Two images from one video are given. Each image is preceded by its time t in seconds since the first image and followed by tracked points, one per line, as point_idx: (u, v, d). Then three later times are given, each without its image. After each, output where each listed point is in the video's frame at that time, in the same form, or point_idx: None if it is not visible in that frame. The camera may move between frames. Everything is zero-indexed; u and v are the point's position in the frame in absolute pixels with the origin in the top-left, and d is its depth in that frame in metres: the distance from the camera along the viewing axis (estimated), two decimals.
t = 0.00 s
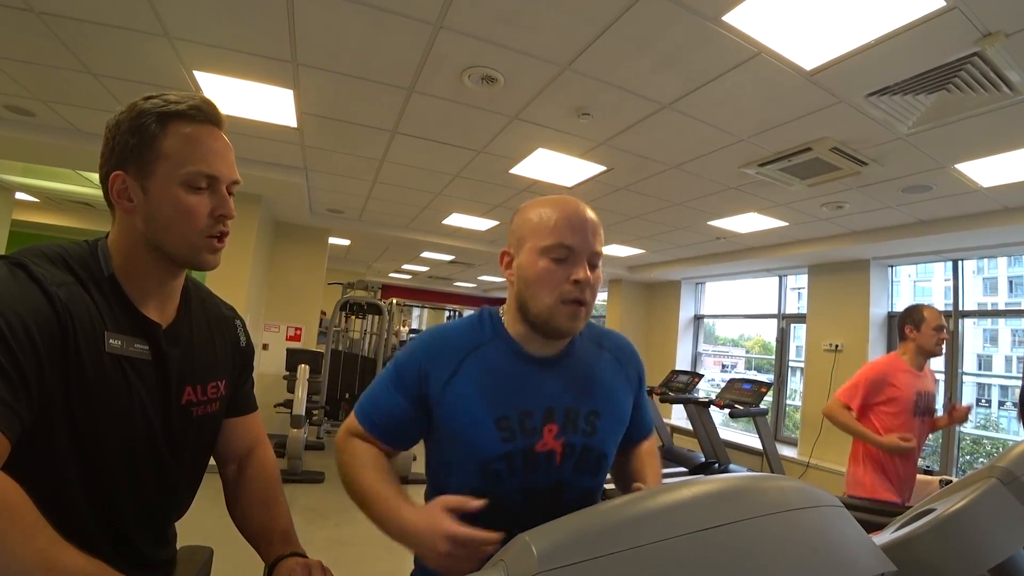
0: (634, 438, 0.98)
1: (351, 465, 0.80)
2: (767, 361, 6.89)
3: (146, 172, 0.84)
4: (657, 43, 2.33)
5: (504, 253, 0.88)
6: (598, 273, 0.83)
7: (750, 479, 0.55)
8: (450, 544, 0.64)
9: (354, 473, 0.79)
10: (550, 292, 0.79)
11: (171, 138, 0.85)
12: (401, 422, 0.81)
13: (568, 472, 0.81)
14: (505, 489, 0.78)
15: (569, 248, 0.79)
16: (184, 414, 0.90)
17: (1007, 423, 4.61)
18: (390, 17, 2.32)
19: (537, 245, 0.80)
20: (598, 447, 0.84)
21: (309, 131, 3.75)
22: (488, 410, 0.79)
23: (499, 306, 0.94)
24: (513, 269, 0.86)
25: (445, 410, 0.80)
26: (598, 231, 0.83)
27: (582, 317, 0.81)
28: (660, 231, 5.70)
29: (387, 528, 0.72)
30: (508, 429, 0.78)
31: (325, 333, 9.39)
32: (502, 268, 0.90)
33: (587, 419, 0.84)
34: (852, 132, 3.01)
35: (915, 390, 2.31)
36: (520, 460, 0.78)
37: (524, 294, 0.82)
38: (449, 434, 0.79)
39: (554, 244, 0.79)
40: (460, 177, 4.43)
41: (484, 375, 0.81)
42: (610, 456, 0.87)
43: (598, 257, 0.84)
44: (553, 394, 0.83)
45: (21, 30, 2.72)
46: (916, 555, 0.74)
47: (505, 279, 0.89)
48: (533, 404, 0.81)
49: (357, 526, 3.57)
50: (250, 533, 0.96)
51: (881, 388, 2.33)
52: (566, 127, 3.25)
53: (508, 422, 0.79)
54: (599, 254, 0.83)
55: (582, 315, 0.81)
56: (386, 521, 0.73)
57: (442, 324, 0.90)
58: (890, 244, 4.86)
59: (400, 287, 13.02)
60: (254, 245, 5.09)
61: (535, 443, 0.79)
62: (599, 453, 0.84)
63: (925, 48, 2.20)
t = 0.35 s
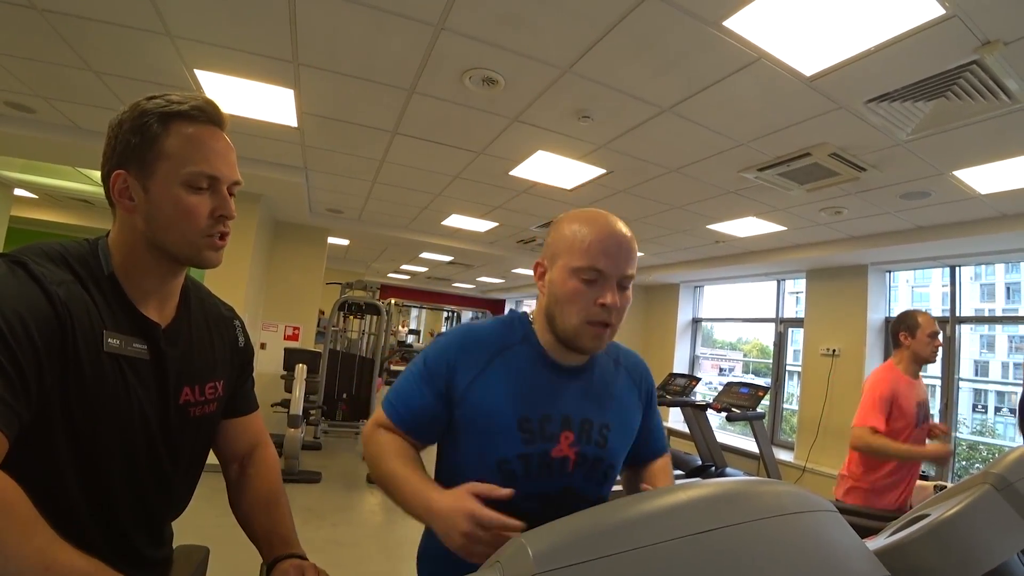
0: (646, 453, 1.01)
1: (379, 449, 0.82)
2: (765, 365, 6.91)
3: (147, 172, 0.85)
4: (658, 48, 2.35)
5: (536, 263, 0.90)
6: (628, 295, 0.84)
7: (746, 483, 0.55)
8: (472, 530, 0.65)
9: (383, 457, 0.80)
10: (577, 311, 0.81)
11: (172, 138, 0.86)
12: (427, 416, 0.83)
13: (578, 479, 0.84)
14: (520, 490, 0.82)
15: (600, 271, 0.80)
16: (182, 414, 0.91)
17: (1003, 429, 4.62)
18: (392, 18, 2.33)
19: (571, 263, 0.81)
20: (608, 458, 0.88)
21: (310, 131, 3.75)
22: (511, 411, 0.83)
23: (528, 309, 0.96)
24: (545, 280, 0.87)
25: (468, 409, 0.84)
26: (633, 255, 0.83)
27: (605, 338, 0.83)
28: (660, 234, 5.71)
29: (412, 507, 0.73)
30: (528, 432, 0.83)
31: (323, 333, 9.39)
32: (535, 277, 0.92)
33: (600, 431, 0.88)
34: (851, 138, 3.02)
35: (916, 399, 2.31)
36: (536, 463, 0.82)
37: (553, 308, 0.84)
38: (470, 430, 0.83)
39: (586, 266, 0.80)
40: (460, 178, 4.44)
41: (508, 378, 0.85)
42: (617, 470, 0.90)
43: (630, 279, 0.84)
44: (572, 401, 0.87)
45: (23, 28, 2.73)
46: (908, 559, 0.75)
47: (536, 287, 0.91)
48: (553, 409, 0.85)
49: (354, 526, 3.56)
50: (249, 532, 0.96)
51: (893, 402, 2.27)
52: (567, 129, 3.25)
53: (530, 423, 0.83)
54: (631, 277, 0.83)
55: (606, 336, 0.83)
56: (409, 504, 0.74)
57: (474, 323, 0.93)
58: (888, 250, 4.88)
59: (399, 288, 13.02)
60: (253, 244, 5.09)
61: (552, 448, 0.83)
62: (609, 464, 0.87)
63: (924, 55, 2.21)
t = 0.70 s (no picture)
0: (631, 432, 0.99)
1: (354, 460, 0.81)
2: (767, 364, 6.90)
3: (150, 172, 0.85)
4: (659, 46, 2.34)
5: (499, 259, 0.88)
6: (592, 291, 0.82)
7: (751, 483, 0.55)
8: (443, 539, 0.65)
9: (355, 471, 0.80)
10: (538, 309, 0.79)
11: (175, 138, 0.86)
12: (399, 423, 0.82)
13: (564, 471, 0.82)
14: (501, 490, 0.79)
15: (561, 267, 0.77)
16: (187, 414, 0.91)
17: (1007, 428, 4.61)
18: (393, 18, 2.33)
19: (530, 259, 0.79)
20: (594, 446, 0.86)
21: (312, 132, 3.76)
22: (483, 409, 0.81)
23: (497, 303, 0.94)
24: (508, 277, 0.85)
25: (441, 409, 0.81)
26: (597, 248, 0.80)
27: (570, 333, 0.81)
28: (662, 233, 5.70)
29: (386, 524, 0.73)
30: (503, 430, 0.80)
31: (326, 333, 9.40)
32: (498, 269, 0.90)
33: (583, 418, 0.85)
34: (853, 136, 3.01)
35: (918, 405, 2.32)
36: (515, 461, 0.79)
37: (515, 305, 0.82)
38: (446, 431, 0.81)
39: (545, 261, 0.78)
40: (461, 178, 4.44)
41: (479, 375, 0.83)
42: (607, 455, 0.88)
43: (595, 272, 0.81)
44: (547, 395, 0.84)
45: (25, 30, 2.74)
46: (911, 556, 0.75)
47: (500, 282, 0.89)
48: (528, 404, 0.82)
49: (357, 527, 3.57)
50: (254, 532, 0.97)
51: (889, 403, 2.31)
52: (568, 129, 3.25)
53: (503, 422, 0.80)
54: (594, 270, 0.80)
55: (570, 334, 0.81)
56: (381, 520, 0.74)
57: (444, 324, 0.91)
58: (891, 248, 4.86)
59: (401, 288, 13.04)
60: (255, 245, 5.10)
61: (531, 442, 0.80)
62: (596, 450, 0.86)
63: (926, 53, 2.20)
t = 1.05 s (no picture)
0: (645, 442, 1.02)
1: (385, 451, 0.84)
2: (773, 365, 6.87)
3: (161, 172, 0.85)
4: (667, 46, 2.34)
5: (534, 261, 0.87)
6: (626, 303, 0.82)
7: (761, 484, 0.55)
8: (471, 542, 0.67)
9: (386, 459, 0.83)
10: (573, 320, 0.79)
11: (186, 139, 0.86)
12: (429, 418, 0.84)
13: (584, 474, 0.85)
14: (524, 490, 0.82)
15: (598, 281, 0.78)
16: (198, 413, 0.92)
17: (1016, 430, 4.57)
18: (401, 18, 2.34)
19: (568, 270, 0.79)
20: (613, 450, 0.88)
21: (319, 132, 3.77)
22: (515, 409, 0.83)
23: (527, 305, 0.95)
24: (543, 282, 0.85)
25: (470, 409, 0.84)
26: (634, 263, 0.80)
27: (601, 345, 0.82)
28: (668, 233, 5.69)
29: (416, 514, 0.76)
30: (532, 429, 0.83)
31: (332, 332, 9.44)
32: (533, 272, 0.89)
33: (604, 424, 0.88)
34: (862, 136, 3.00)
35: (922, 410, 2.30)
36: (541, 460, 0.82)
37: (549, 313, 0.83)
38: (474, 429, 0.83)
39: (583, 274, 0.78)
40: (468, 177, 4.44)
41: (510, 377, 0.85)
42: (621, 464, 0.91)
43: (629, 285, 0.82)
44: (573, 397, 0.87)
45: (37, 31, 2.76)
46: (921, 556, 0.75)
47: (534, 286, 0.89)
48: (556, 405, 0.85)
49: (362, 525, 3.58)
50: (264, 530, 0.97)
51: (895, 412, 2.28)
52: (575, 129, 3.25)
53: (533, 421, 0.83)
54: (629, 283, 0.80)
55: (602, 343, 0.82)
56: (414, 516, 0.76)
57: (474, 320, 0.94)
58: (899, 248, 4.83)
59: (407, 287, 13.07)
60: (262, 244, 5.12)
61: (557, 443, 0.83)
62: (614, 456, 0.88)
63: (937, 52, 2.18)
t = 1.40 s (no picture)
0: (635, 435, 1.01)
1: (365, 460, 0.82)
2: (778, 365, 6.85)
3: (171, 174, 0.86)
4: (672, 46, 2.34)
5: (517, 265, 0.86)
6: (608, 313, 0.80)
7: (767, 485, 0.56)
8: (457, 553, 0.67)
9: (366, 467, 0.81)
10: (554, 333, 0.79)
11: (196, 140, 0.87)
12: (411, 423, 0.83)
13: (571, 475, 0.83)
14: (509, 490, 0.80)
15: (577, 294, 0.76)
16: (206, 413, 0.93)
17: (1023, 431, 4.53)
18: (407, 19, 2.34)
19: (550, 283, 0.77)
20: (600, 450, 0.86)
21: (324, 132, 3.78)
22: (495, 413, 0.81)
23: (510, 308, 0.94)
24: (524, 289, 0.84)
25: (452, 414, 0.82)
26: (617, 277, 0.78)
27: (579, 355, 0.83)
28: (673, 233, 5.68)
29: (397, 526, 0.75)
30: (513, 434, 0.80)
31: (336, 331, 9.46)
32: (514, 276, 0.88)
33: (590, 422, 0.86)
34: (868, 136, 2.98)
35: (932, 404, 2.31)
36: (524, 463, 0.80)
37: (529, 322, 0.83)
38: (458, 436, 0.82)
39: (564, 287, 0.76)
40: (472, 178, 4.45)
41: (492, 379, 0.83)
42: (612, 457, 0.89)
43: (612, 296, 0.80)
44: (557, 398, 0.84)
45: (45, 32, 2.78)
46: (925, 555, 0.74)
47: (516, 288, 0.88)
48: (538, 407, 0.83)
49: (366, 524, 3.59)
50: (269, 531, 0.98)
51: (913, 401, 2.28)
52: (579, 129, 3.25)
53: (514, 425, 0.81)
54: (613, 294, 0.79)
55: (582, 353, 0.82)
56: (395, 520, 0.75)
57: (454, 323, 0.92)
58: (906, 249, 4.80)
59: (412, 287, 13.09)
60: (267, 244, 5.14)
61: (541, 446, 0.81)
62: (601, 454, 0.86)
63: (944, 51, 2.17)
